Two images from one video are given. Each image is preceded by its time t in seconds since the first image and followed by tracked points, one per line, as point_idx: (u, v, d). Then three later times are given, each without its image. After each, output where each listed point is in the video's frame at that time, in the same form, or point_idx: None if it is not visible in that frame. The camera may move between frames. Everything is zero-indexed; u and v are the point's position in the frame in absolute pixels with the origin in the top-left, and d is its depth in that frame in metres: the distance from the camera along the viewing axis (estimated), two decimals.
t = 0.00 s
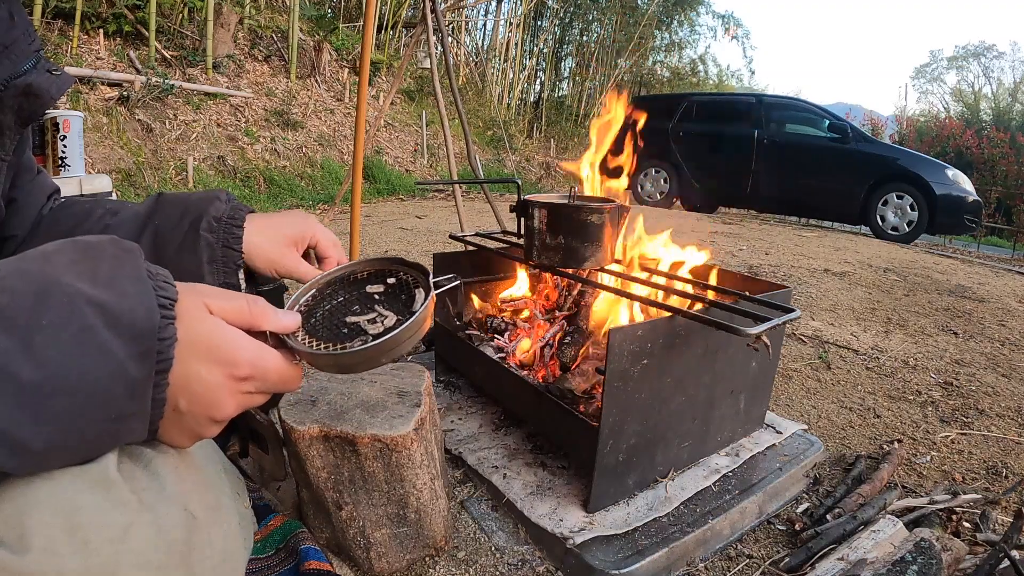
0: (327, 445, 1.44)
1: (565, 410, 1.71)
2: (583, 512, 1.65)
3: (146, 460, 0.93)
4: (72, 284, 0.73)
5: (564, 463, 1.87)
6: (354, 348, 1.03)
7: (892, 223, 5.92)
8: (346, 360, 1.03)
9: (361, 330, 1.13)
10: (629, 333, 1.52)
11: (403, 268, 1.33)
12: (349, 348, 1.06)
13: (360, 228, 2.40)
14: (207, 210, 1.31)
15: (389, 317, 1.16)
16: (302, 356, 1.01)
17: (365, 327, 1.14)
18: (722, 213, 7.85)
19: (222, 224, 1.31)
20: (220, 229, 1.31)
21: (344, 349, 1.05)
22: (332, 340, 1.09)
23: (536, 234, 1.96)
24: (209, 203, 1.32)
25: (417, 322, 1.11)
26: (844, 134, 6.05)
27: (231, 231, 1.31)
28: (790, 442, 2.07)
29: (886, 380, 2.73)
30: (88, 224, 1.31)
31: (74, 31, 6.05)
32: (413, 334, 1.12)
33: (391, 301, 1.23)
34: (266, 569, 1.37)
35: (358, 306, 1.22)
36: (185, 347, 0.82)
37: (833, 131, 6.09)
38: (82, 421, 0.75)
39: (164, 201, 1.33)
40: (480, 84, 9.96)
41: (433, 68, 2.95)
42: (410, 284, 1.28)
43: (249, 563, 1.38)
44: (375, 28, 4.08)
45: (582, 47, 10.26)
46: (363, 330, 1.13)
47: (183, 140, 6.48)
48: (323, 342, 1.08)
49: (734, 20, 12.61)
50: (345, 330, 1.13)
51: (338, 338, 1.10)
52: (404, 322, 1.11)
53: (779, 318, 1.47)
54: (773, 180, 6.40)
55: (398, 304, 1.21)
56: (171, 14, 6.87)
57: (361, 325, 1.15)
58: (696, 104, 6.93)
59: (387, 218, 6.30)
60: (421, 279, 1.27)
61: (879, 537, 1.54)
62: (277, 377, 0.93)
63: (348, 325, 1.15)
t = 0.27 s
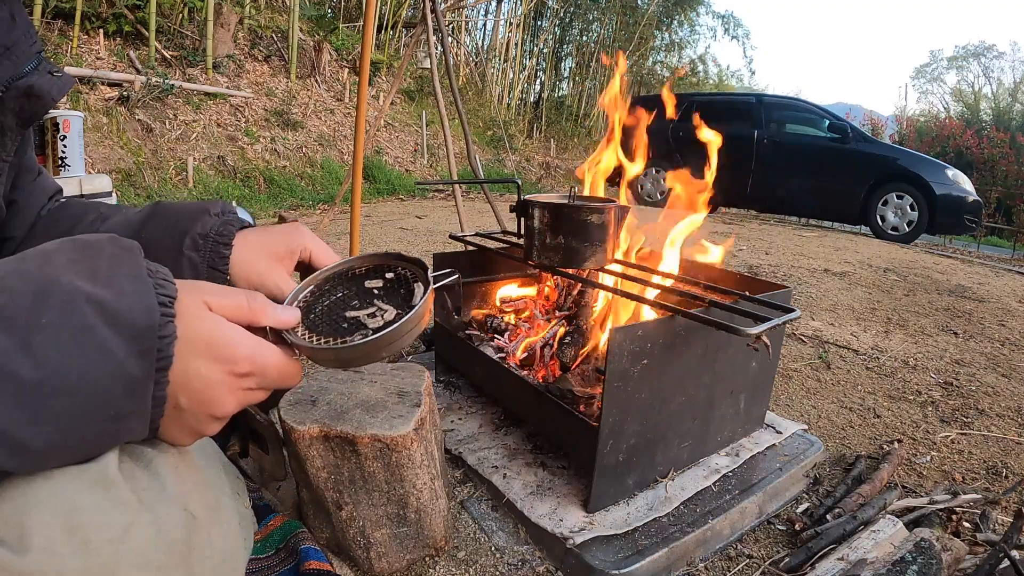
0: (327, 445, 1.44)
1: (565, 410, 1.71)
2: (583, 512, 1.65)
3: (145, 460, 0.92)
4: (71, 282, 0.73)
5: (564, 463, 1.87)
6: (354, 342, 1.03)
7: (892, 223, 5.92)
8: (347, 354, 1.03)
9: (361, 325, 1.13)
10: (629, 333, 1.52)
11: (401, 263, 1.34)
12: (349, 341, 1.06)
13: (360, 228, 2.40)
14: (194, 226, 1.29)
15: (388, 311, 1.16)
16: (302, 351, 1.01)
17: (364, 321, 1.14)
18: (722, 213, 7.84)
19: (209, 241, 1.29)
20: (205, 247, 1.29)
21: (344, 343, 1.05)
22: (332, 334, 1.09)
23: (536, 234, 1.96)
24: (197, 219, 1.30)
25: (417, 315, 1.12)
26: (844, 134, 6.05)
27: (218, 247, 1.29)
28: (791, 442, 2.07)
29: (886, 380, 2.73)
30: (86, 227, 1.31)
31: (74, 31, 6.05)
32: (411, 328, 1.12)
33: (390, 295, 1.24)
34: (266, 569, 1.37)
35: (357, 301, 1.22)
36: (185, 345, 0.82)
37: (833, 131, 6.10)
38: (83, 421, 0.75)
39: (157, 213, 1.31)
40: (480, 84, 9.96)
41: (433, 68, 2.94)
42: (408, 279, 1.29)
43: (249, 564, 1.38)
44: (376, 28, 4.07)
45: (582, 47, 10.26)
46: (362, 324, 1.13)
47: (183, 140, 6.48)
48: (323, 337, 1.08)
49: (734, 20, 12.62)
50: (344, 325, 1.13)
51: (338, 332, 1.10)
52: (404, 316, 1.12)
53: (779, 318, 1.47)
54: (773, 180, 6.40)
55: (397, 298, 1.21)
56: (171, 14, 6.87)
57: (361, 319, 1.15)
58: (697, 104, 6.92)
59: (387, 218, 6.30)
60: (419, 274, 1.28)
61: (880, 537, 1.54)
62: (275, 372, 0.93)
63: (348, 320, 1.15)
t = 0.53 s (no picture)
0: (327, 445, 1.44)
1: (565, 410, 1.71)
2: (583, 512, 1.65)
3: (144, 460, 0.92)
4: (70, 282, 0.73)
5: (564, 463, 1.87)
6: (352, 340, 1.03)
7: (892, 223, 5.92)
8: (345, 351, 1.03)
9: (358, 322, 1.13)
10: (629, 333, 1.52)
11: (397, 260, 1.34)
12: (347, 339, 1.06)
13: (360, 228, 2.40)
14: (193, 231, 1.29)
15: (385, 309, 1.16)
16: (300, 349, 1.01)
17: (361, 319, 1.14)
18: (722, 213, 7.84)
19: (208, 245, 1.29)
20: (204, 250, 1.29)
21: (342, 340, 1.05)
22: (329, 332, 1.09)
23: (536, 234, 1.96)
24: (197, 223, 1.30)
25: (414, 312, 1.12)
26: (844, 134, 6.05)
27: (217, 252, 1.29)
28: (791, 442, 2.07)
29: (886, 380, 2.73)
30: (86, 227, 1.31)
31: (74, 31, 6.05)
32: (409, 325, 1.12)
33: (386, 293, 1.24)
34: (266, 569, 1.37)
35: (354, 299, 1.22)
36: (184, 345, 0.82)
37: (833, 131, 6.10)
38: (83, 421, 0.75)
39: (157, 218, 1.32)
40: (480, 84, 9.96)
41: (433, 68, 2.94)
42: (404, 276, 1.29)
43: (249, 564, 1.38)
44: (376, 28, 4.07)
45: (582, 47, 10.27)
46: (359, 322, 1.13)
47: (183, 140, 6.48)
48: (320, 334, 1.08)
49: (734, 20, 12.62)
50: (341, 323, 1.13)
51: (335, 330, 1.10)
52: (401, 313, 1.12)
53: (779, 318, 1.47)
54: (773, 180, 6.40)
55: (393, 296, 1.22)
56: (171, 14, 6.87)
57: (358, 317, 1.15)
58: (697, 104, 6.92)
59: (387, 218, 6.30)
60: (415, 272, 1.28)
61: (880, 537, 1.54)
62: (274, 371, 0.93)
63: (345, 317, 1.15)
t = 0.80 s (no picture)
0: (327, 445, 1.44)
1: (565, 410, 1.71)
2: (582, 511, 1.65)
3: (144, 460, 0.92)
4: (68, 281, 0.73)
5: (564, 463, 1.87)
6: (351, 340, 1.03)
7: (892, 223, 5.92)
8: (344, 351, 1.03)
9: (357, 322, 1.13)
10: (629, 333, 1.52)
11: (397, 260, 1.34)
12: (346, 339, 1.06)
13: (360, 228, 2.40)
14: (192, 236, 1.29)
15: (385, 309, 1.16)
16: (299, 349, 1.01)
17: (361, 319, 1.14)
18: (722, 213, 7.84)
19: (206, 250, 1.29)
20: (203, 255, 1.29)
21: (341, 341, 1.05)
22: (328, 332, 1.09)
23: (536, 234, 1.96)
24: (196, 227, 1.30)
25: (414, 313, 1.12)
26: (844, 134, 6.05)
27: (215, 257, 1.29)
28: (791, 442, 2.07)
29: (886, 380, 2.73)
30: (85, 227, 1.31)
31: (73, 31, 6.05)
32: (408, 326, 1.12)
33: (385, 293, 1.24)
34: (266, 570, 1.37)
35: (353, 299, 1.23)
36: (183, 346, 0.82)
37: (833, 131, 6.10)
38: (84, 420, 0.75)
39: (155, 221, 1.32)
40: (480, 84, 9.97)
41: (433, 68, 2.94)
42: (404, 276, 1.29)
43: (249, 564, 1.38)
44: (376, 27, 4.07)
45: (582, 47, 10.26)
46: (358, 322, 1.13)
47: (183, 140, 6.47)
48: (319, 334, 1.08)
49: (734, 20, 12.62)
50: (341, 323, 1.13)
51: (334, 330, 1.10)
52: (400, 314, 1.12)
53: (779, 318, 1.47)
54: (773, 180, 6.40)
55: (392, 296, 1.22)
56: (171, 14, 6.87)
57: (357, 317, 1.15)
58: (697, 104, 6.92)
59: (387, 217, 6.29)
60: (415, 272, 1.29)
61: (880, 537, 1.54)
62: (273, 370, 0.93)
63: (344, 317, 1.15)
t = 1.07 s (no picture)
0: (327, 445, 1.44)
1: (565, 410, 1.71)
2: (582, 512, 1.65)
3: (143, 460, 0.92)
4: (69, 281, 0.73)
5: (564, 463, 1.87)
6: (350, 341, 1.03)
7: (892, 223, 5.92)
8: (344, 353, 1.03)
9: (357, 323, 1.13)
10: (629, 333, 1.52)
11: (397, 261, 1.34)
12: (345, 340, 1.06)
13: (360, 229, 2.40)
14: (191, 236, 1.29)
15: (385, 310, 1.16)
16: (299, 350, 1.01)
17: (360, 319, 1.14)
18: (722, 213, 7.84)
19: (206, 251, 1.29)
20: (202, 256, 1.29)
21: (341, 341, 1.05)
22: (327, 333, 1.09)
23: (536, 234, 1.96)
24: (196, 228, 1.30)
25: (414, 314, 1.12)
26: (844, 134, 6.05)
27: (215, 258, 1.28)
28: (791, 442, 2.07)
29: (886, 380, 2.73)
30: (85, 228, 1.31)
31: (74, 31, 6.05)
32: (408, 327, 1.12)
33: (385, 294, 1.24)
34: (266, 569, 1.37)
35: (354, 299, 1.23)
36: (183, 346, 0.82)
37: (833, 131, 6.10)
38: (84, 420, 0.75)
39: (155, 222, 1.32)
40: (480, 84, 9.97)
41: (433, 68, 2.94)
42: (404, 277, 1.29)
43: (249, 563, 1.38)
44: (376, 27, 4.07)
45: (582, 46, 10.26)
46: (358, 323, 1.13)
47: (183, 139, 6.48)
48: (318, 334, 1.08)
49: (734, 20, 12.62)
50: (340, 323, 1.13)
51: (333, 330, 1.10)
52: (399, 315, 1.12)
53: (779, 318, 1.47)
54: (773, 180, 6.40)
55: (392, 297, 1.22)
56: (171, 14, 6.87)
57: (357, 318, 1.15)
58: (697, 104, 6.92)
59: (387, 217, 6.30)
60: (415, 272, 1.28)
61: (880, 537, 1.54)
62: (273, 371, 0.93)
63: (343, 318, 1.15)
